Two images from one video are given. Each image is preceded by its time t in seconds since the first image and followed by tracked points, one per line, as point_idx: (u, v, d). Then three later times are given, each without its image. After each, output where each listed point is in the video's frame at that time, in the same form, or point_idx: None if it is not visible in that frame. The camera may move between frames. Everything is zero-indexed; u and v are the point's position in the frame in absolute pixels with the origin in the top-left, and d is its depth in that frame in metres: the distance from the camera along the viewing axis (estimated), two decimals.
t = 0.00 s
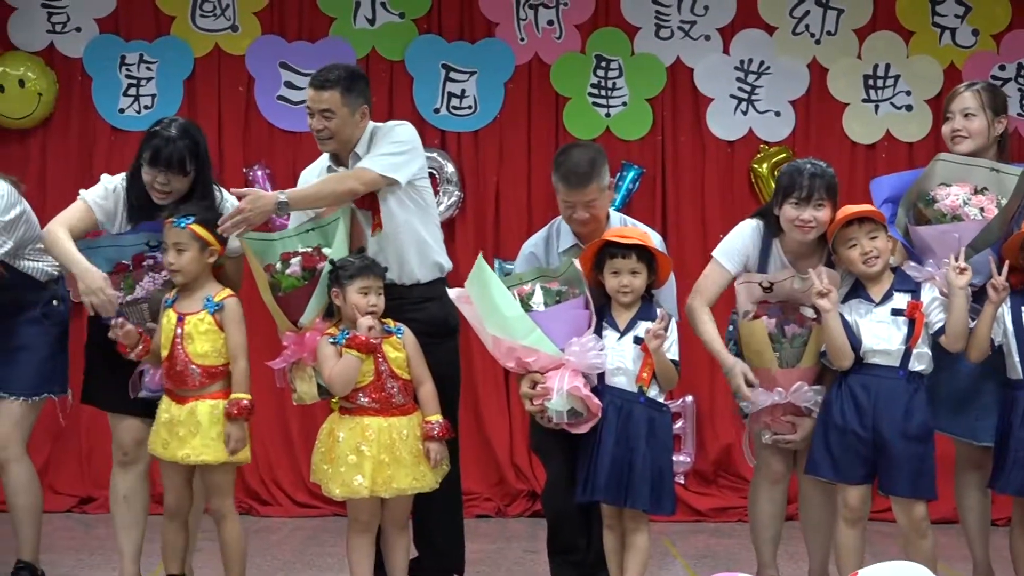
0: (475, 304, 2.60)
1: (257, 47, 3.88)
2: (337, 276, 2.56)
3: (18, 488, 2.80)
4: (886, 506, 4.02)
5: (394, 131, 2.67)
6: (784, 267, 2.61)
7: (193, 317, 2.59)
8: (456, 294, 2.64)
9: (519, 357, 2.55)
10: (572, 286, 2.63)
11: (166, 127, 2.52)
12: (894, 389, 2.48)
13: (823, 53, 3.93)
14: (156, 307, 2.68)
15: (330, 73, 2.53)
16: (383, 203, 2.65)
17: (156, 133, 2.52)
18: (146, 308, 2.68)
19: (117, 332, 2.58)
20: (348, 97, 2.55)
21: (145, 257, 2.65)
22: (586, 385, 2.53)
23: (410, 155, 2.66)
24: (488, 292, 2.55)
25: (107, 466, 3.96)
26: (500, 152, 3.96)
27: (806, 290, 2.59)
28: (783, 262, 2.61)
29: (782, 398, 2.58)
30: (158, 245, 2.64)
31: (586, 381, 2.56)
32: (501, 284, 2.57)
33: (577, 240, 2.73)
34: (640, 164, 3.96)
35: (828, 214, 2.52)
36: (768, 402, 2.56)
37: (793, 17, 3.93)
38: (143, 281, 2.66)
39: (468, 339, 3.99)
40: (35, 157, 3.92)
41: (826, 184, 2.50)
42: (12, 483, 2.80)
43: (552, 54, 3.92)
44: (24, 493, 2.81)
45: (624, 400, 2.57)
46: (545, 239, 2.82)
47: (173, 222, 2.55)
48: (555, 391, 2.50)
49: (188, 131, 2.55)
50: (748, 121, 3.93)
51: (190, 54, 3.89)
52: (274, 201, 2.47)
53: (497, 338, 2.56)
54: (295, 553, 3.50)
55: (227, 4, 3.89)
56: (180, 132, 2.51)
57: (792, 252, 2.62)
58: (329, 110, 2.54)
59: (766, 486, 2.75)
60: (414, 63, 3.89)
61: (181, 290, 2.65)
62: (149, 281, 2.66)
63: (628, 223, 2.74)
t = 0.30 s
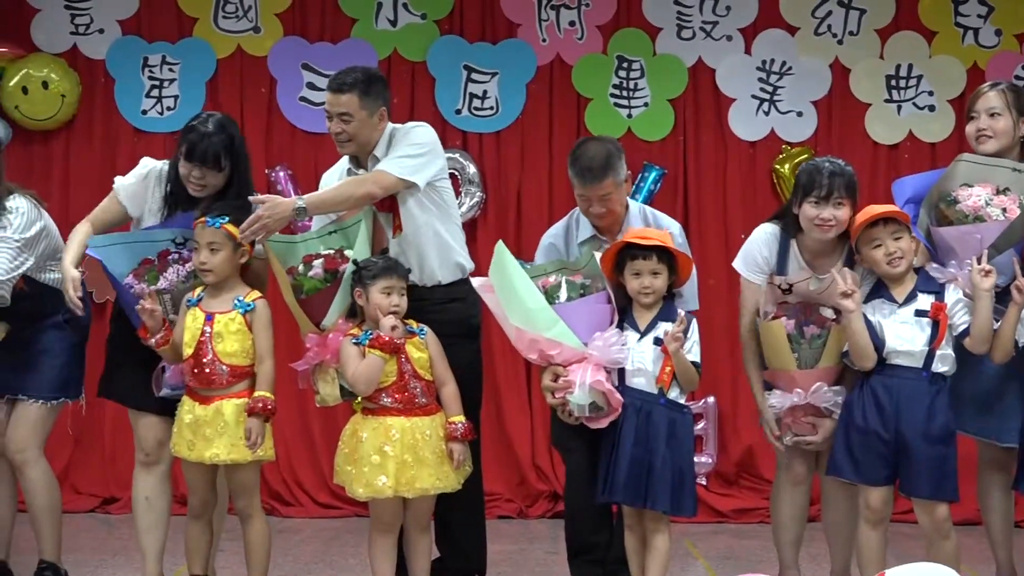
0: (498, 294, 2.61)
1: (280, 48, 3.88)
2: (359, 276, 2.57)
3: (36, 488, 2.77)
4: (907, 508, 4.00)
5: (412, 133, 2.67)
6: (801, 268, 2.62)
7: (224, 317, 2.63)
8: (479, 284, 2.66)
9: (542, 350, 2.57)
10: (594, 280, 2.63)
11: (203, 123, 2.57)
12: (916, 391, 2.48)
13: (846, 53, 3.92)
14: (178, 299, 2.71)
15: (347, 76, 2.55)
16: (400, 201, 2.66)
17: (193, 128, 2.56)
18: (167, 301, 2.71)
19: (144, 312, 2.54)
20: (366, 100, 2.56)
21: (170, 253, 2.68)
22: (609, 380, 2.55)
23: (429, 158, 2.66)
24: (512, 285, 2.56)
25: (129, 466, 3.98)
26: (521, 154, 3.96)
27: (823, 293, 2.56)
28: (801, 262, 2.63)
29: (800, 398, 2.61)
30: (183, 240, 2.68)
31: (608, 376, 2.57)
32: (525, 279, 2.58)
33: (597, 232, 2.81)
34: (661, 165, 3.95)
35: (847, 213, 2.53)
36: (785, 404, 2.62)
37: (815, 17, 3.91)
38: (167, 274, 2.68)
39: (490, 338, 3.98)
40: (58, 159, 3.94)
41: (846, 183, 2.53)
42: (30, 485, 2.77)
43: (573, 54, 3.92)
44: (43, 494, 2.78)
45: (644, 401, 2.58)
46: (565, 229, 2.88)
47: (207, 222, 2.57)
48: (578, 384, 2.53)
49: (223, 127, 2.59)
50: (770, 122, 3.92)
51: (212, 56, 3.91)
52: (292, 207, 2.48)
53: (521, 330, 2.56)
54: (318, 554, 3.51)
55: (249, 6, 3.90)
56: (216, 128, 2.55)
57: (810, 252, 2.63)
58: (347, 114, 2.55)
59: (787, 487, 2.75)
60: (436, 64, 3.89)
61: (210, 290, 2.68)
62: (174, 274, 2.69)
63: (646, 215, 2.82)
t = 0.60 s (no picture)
0: (513, 296, 2.62)
1: (299, 53, 3.91)
2: (378, 280, 2.58)
3: (50, 491, 2.77)
4: (926, 513, 3.98)
5: (430, 139, 2.67)
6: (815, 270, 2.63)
7: (245, 321, 2.65)
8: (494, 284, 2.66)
9: (559, 353, 2.58)
10: (610, 281, 2.68)
11: (224, 120, 2.61)
12: (934, 397, 2.48)
13: (864, 57, 3.91)
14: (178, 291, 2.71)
15: (366, 81, 2.57)
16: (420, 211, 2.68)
17: (215, 125, 2.61)
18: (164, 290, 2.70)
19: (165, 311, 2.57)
20: (384, 104, 2.57)
21: (178, 247, 2.68)
22: (625, 383, 2.55)
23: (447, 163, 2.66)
24: (530, 288, 2.57)
25: (147, 469, 3.99)
26: (540, 159, 3.96)
27: (839, 295, 2.58)
28: (815, 265, 2.63)
29: (817, 402, 2.60)
30: (196, 238, 2.69)
31: (625, 379, 2.58)
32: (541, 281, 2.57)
33: (612, 231, 2.89)
34: (680, 169, 3.95)
35: (862, 213, 2.53)
36: (803, 408, 2.61)
37: (834, 21, 3.90)
38: (168, 264, 2.67)
39: (507, 342, 3.98)
40: (77, 164, 3.97)
41: (861, 183, 2.51)
42: (44, 489, 2.77)
43: (591, 59, 3.92)
44: (58, 498, 2.79)
45: (660, 407, 2.59)
46: (579, 230, 2.95)
47: (231, 227, 2.60)
48: (594, 388, 2.53)
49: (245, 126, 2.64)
50: (788, 126, 3.91)
51: (231, 61, 3.92)
52: (310, 214, 2.50)
53: (539, 333, 2.58)
54: (335, 558, 3.52)
55: (268, 11, 3.92)
56: (236, 126, 2.59)
57: (824, 252, 2.62)
58: (366, 119, 2.56)
59: (804, 491, 2.74)
60: (454, 69, 3.90)
61: (228, 294, 2.72)
62: (175, 263, 2.68)
63: (659, 215, 2.89)
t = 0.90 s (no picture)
0: (520, 298, 2.63)
1: (306, 52, 3.90)
2: (385, 280, 2.58)
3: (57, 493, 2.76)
4: (932, 513, 3.99)
5: (441, 143, 2.68)
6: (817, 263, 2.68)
7: (251, 321, 2.65)
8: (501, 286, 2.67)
9: (567, 356, 2.59)
10: (617, 285, 2.70)
11: (226, 116, 2.67)
12: (941, 398, 2.48)
13: (871, 57, 3.90)
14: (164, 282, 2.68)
15: (371, 80, 2.57)
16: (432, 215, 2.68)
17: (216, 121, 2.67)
18: (155, 282, 2.68)
19: (169, 309, 2.56)
20: (389, 103, 2.57)
21: (176, 241, 2.69)
22: (633, 387, 2.57)
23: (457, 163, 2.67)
24: (537, 291, 2.58)
25: (153, 469, 3.99)
26: (546, 159, 3.96)
27: (841, 288, 2.57)
28: (816, 256, 2.68)
29: (822, 395, 2.59)
30: (199, 236, 2.69)
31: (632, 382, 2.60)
32: (546, 285, 2.58)
33: (619, 232, 2.88)
34: (686, 169, 3.94)
35: (866, 201, 2.56)
36: (807, 401, 2.60)
37: (840, 21, 3.90)
38: (160, 256, 2.67)
39: (514, 342, 3.98)
40: (84, 164, 3.96)
41: (866, 171, 2.55)
42: (50, 494, 2.77)
43: (598, 59, 3.92)
44: (62, 503, 2.78)
45: (667, 408, 2.61)
46: (585, 232, 2.94)
47: (239, 229, 2.59)
48: (601, 391, 2.55)
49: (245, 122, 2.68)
50: (794, 126, 3.91)
51: (238, 61, 3.92)
52: (354, 210, 2.52)
53: (545, 336, 2.59)
54: (342, 558, 3.52)
55: (274, 11, 3.91)
56: (237, 121, 2.64)
57: (825, 245, 2.67)
58: (371, 118, 2.55)
59: (809, 491, 2.75)
60: (460, 69, 3.90)
61: (233, 294, 2.71)
62: (166, 256, 2.67)
63: (664, 216, 2.89)
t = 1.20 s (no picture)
0: (547, 299, 2.64)
1: (331, 51, 3.90)
2: (409, 279, 2.57)
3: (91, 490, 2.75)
4: (957, 512, 3.98)
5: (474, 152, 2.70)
6: (835, 239, 2.68)
7: (274, 319, 2.65)
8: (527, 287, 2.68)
9: (593, 357, 2.60)
10: (643, 285, 2.68)
11: (251, 119, 2.66)
12: (967, 397, 2.48)
13: (896, 55, 3.89)
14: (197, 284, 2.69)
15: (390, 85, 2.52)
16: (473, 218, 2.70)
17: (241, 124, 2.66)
18: (188, 284, 2.69)
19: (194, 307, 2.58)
20: (414, 109, 2.54)
21: (206, 244, 2.69)
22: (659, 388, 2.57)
23: (507, 176, 2.71)
24: (563, 292, 2.60)
25: (179, 468, 3.99)
26: (571, 158, 3.96)
27: (857, 264, 2.58)
28: (833, 229, 2.69)
29: (838, 373, 2.60)
30: (228, 238, 2.69)
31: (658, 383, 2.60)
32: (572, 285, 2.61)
33: (646, 233, 2.87)
34: (711, 168, 3.94)
35: (881, 172, 2.57)
36: (824, 379, 2.61)
37: (865, 19, 3.89)
38: (192, 258, 2.68)
39: (538, 341, 3.98)
40: (110, 163, 3.97)
41: (878, 144, 2.55)
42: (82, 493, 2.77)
43: (622, 57, 3.91)
44: (91, 502, 2.78)
45: (691, 407, 2.60)
46: (610, 232, 2.94)
47: (262, 227, 2.60)
48: (628, 392, 2.55)
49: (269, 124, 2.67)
50: (820, 124, 3.89)
51: (263, 60, 3.92)
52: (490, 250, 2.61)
53: (571, 337, 2.60)
54: (368, 557, 3.53)
55: (299, 11, 3.92)
56: (263, 124, 2.63)
57: (842, 218, 2.69)
58: (400, 128, 2.54)
59: (828, 490, 2.81)
60: (485, 68, 3.90)
61: (257, 294, 2.71)
62: (197, 258, 2.68)
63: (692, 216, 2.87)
